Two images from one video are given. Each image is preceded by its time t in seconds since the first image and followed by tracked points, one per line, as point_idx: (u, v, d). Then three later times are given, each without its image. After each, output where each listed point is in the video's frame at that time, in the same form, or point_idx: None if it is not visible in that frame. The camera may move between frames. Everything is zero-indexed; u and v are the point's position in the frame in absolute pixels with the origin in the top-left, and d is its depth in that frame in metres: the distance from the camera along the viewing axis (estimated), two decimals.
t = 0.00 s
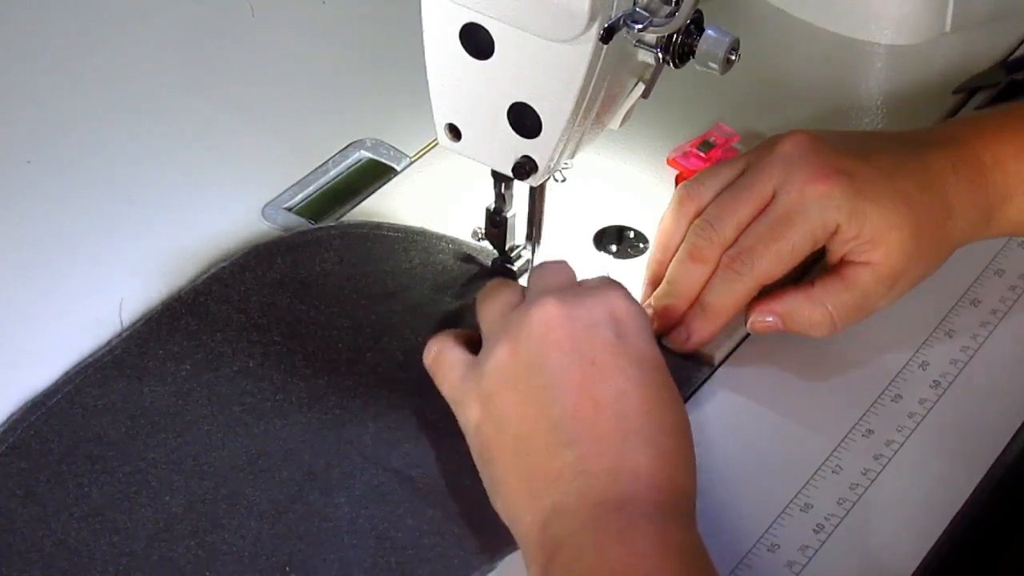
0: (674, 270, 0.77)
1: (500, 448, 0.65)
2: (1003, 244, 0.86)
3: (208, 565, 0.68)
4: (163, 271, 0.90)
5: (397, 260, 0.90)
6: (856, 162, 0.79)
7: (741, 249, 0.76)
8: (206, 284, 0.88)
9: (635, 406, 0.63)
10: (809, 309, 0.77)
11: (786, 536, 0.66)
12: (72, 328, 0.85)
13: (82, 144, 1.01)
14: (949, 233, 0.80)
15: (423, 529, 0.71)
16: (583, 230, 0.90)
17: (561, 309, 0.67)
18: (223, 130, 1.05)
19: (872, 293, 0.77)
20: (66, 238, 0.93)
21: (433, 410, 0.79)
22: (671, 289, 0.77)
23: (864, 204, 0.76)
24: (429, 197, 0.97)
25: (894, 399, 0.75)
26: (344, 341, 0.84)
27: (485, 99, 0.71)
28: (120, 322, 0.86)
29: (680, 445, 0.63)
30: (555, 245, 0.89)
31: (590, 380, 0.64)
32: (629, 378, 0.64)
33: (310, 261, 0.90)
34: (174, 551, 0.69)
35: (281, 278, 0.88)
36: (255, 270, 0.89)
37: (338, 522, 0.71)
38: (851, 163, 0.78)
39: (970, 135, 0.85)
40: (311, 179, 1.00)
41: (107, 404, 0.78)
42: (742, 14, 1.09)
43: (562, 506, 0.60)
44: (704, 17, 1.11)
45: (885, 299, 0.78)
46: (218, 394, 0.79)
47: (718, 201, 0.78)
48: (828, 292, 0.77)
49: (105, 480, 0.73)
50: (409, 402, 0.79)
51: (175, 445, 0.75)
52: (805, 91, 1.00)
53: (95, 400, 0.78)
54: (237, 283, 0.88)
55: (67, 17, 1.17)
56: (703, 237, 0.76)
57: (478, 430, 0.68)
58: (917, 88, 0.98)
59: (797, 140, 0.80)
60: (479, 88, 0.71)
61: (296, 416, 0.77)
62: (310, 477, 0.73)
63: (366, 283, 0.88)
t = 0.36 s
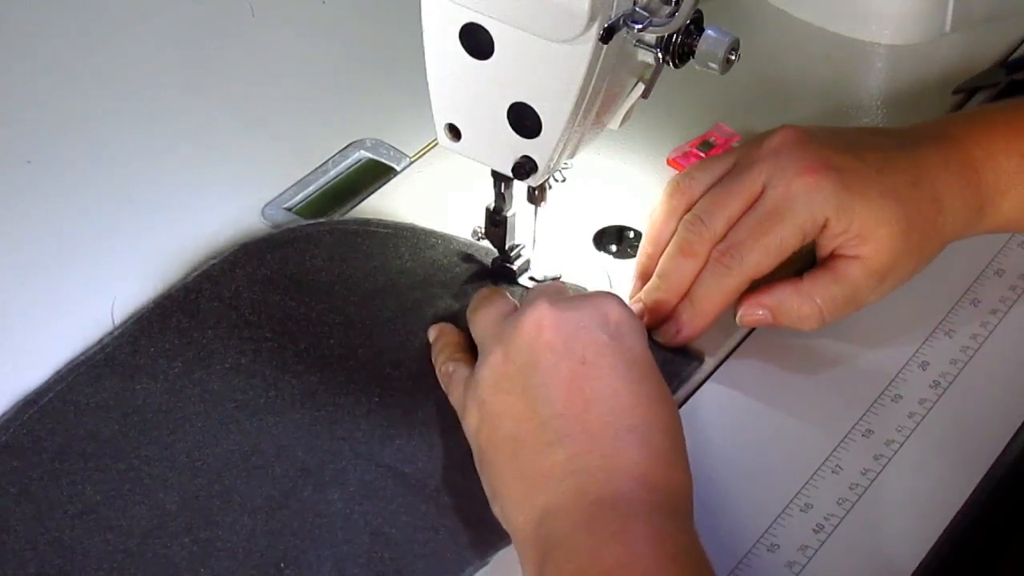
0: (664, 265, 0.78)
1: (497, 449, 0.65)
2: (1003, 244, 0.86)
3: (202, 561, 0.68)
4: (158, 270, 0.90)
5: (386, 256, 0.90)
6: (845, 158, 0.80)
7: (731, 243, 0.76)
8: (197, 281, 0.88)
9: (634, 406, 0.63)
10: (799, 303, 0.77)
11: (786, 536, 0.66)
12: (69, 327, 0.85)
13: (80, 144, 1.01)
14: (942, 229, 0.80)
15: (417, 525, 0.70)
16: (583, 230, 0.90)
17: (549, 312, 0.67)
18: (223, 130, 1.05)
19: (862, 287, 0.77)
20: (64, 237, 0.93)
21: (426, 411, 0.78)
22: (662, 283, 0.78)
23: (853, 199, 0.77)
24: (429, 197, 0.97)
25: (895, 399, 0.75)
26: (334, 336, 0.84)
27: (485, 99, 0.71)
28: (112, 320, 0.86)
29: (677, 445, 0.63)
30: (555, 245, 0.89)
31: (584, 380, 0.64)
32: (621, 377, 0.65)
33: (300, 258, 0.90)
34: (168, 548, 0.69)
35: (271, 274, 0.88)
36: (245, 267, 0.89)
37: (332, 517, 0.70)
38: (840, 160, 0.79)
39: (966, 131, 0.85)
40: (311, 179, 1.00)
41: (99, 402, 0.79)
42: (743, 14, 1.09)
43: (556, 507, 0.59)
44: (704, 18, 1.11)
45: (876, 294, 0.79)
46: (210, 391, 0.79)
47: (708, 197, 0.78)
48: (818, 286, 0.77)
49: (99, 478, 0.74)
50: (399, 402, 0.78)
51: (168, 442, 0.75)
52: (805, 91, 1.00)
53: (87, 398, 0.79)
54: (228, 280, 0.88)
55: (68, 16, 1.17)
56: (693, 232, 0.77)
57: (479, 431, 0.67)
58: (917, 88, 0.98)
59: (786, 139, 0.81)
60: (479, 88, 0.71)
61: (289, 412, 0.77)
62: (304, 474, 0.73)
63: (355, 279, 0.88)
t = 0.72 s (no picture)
0: (656, 259, 0.78)
1: (489, 446, 0.65)
2: (1002, 244, 0.86)
3: (195, 557, 0.68)
4: (151, 269, 0.91)
5: (376, 252, 0.90)
6: (838, 157, 0.80)
7: (722, 238, 0.76)
8: (187, 279, 0.88)
9: (629, 403, 0.63)
10: (790, 300, 0.77)
11: (786, 536, 0.66)
12: (65, 327, 0.86)
13: (78, 144, 1.01)
14: (936, 228, 0.80)
15: (409, 519, 0.71)
16: (583, 230, 0.90)
17: (541, 308, 0.67)
18: (223, 130, 1.05)
19: (854, 285, 0.77)
20: (61, 237, 0.93)
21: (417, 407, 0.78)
22: (653, 278, 0.77)
23: (845, 196, 0.77)
24: (429, 197, 0.97)
25: (895, 399, 0.75)
26: (324, 331, 0.83)
27: (485, 99, 0.71)
28: (102, 318, 0.87)
29: (670, 442, 0.63)
30: (555, 245, 0.89)
31: (576, 376, 0.64)
32: (615, 373, 0.64)
33: (290, 254, 0.90)
34: (161, 544, 0.69)
35: (261, 271, 0.88)
36: (235, 264, 0.89)
37: (325, 511, 0.71)
38: (833, 158, 0.79)
39: (963, 129, 0.85)
40: (311, 179, 1.00)
41: (90, 399, 0.79)
42: (742, 14, 1.09)
43: (549, 504, 0.59)
44: (705, 18, 1.11)
45: (868, 293, 0.78)
46: (201, 387, 0.79)
47: (701, 193, 0.78)
48: (809, 283, 0.77)
49: (91, 475, 0.74)
50: (391, 397, 0.78)
51: (160, 438, 0.76)
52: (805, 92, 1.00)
53: (78, 396, 0.79)
54: (218, 277, 0.88)
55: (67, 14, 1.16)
56: (684, 226, 0.77)
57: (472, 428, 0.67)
58: (916, 88, 0.98)
59: (779, 138, 0.81)
60: (478, 88, 0.71)
61: (280, 408, 0.77)
62: (295, 469, 0.73)
63: (345, 275, 0.88)
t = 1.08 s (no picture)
0: (646, 254, 0.78)
1: (480, 440, 0.65)
2: (1003, 244, 0.85)
3: (187, 552, 0.70)
4: (140, 268, 0.92)
5: (364, 248, 0.91)
6: (830, 152, 0.79)
7: (711, 234, 0.76)
8: (176, 276, 0.90)
9: (623, 401, 0.63)
10: (780, 295, 0.77)
11: (786, 536, 0.66)
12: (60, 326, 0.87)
13: (71, 146, 1.02)
14: (927, 228, 0.79)
15: (400, 513, 0.72)
16: (583, 230, 0.90)
17: (531, 304, 0.67)
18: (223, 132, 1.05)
19: (844, 282, 0.77)
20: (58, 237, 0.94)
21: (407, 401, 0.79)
22: (643, 273, 0.78)
23: (836, 193, 0.76)
24: (429, 197, 0.97)
25: (894, 399, 0.74)
26: (313, 327, 0.85)
27: (485, 99, 0.71)
28: (91, 318, 0.88)
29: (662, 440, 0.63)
30: (555, 245, 0.89)
31: (567, 373, 0.64)
32: (607, 369, 0.64)
33: (278, 251, 0.91)
34: (153, 540, 0.71)
35: (251, 268, 0.90)
36: (223, 261, 0.91)
37: (315, 507, 0.72)
38: (825, 153, 0.78)
39: (957, 128, 0.84)
40: (311, 179, 1.01)
41: (81, 395, 0.81)
42: (742, 14, 1.09)
43: (540, 500, 0.59)
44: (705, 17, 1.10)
45: (859, 289, 0.78)
46: (191, 384, 0.81)
47: (691, 188, 0.78)
48: (799, 278, 0.77)
49: (82, 471, 0.76)
50: (382, 392, 0.80)
51: (151, 435, 0.78)
52: (805, 93, 0.99)
53: (69, 392, 0.81)
54: (208, 274, 0.90)
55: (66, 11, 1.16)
56: (674, 222, 0.77)
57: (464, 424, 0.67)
58: (915, 90, 0.98)
59: (771, 133, 0.80)
60: (478, 88, 0.71)
61: (270, 404, 0.79)
62: (286, 465, 0.75)
63: (334, 271, 0.90)
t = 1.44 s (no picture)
0: (639, 249, 0.78)
1: (475, 436, 0.65)
2: (1003, 244, 0.85)
3: (183, 551, 0.71)
4: (132, 267, 0.92)
5: (355, 245, 0.91)
6: (823, 147, 0.78)
7: (703, 229, 0.76)
8: (168, 275, 0.90)
9: (618, 396, 0.63)
10: (773, 292, 0.77)
11: (786, 536, 0.66)
12: (56, 325, 0.88)
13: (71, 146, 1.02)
14: (920, 225, 0.79)
15: (395, 510, 0.72)
16: (583, 230, 0.90)
17: (524, 298, 0.67)
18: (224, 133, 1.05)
19: (836, 278, 0.77)
20: (56, 239, 0.95)
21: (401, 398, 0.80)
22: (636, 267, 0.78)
23: (827, 189, 0.76)
24: (430, 197, 0.97)
25: (894, 399, 0.74)
26: (305, 324, 0.85)
27: (485, 99, 0.71)
28: (83, 316, 0.89)
29: (654, 435, 0.63)
30: (555, 245, 0.89)
31: (560, 368, 0.64)
32: (601, 365, 0.64)
33: (270, 249, 0.91)
34: (148, 538, 0.72)
35: (243, 266, 0.90)
36: (215, 259, 0.91)
37: (311, 504, 0.72)
38: (818, 149, 0.78)
39: (954, 126, 0.84)
40: (311, 179, 1.01)
41: (74, 394, 0.81)
42: (742, 14, 1.09)
43: (534, 496, 0.59)
44: (705, 17, 1.10)
45: (851, 285, 0.79)
46: (184, 382, 0.81)
47: (684, 184, 0.78)
48: (792, 275, 0.77)
49: (76, 471, 0.76)
50: (375, 389, 0.80)
51: (145, 434, 0.78)
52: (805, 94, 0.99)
53: (62, 392, 0.82)
54: (200, 272, 0.90)
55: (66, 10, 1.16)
56: (666, 217, 0.77)
57: (459, 420, 0.67)
58: (915, 90, 0.98)
59: (764, 130, 0.79)
60: (478, 88, 0.71)
61: (264, 402, 0.79)
62: (280, 462, 0.75)
63: (326, 268, 0.90)
